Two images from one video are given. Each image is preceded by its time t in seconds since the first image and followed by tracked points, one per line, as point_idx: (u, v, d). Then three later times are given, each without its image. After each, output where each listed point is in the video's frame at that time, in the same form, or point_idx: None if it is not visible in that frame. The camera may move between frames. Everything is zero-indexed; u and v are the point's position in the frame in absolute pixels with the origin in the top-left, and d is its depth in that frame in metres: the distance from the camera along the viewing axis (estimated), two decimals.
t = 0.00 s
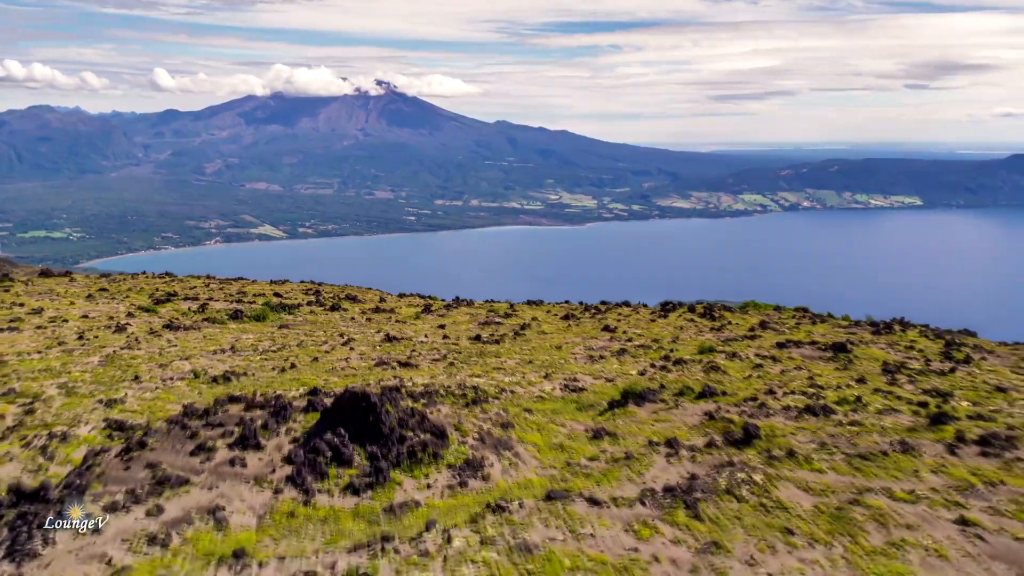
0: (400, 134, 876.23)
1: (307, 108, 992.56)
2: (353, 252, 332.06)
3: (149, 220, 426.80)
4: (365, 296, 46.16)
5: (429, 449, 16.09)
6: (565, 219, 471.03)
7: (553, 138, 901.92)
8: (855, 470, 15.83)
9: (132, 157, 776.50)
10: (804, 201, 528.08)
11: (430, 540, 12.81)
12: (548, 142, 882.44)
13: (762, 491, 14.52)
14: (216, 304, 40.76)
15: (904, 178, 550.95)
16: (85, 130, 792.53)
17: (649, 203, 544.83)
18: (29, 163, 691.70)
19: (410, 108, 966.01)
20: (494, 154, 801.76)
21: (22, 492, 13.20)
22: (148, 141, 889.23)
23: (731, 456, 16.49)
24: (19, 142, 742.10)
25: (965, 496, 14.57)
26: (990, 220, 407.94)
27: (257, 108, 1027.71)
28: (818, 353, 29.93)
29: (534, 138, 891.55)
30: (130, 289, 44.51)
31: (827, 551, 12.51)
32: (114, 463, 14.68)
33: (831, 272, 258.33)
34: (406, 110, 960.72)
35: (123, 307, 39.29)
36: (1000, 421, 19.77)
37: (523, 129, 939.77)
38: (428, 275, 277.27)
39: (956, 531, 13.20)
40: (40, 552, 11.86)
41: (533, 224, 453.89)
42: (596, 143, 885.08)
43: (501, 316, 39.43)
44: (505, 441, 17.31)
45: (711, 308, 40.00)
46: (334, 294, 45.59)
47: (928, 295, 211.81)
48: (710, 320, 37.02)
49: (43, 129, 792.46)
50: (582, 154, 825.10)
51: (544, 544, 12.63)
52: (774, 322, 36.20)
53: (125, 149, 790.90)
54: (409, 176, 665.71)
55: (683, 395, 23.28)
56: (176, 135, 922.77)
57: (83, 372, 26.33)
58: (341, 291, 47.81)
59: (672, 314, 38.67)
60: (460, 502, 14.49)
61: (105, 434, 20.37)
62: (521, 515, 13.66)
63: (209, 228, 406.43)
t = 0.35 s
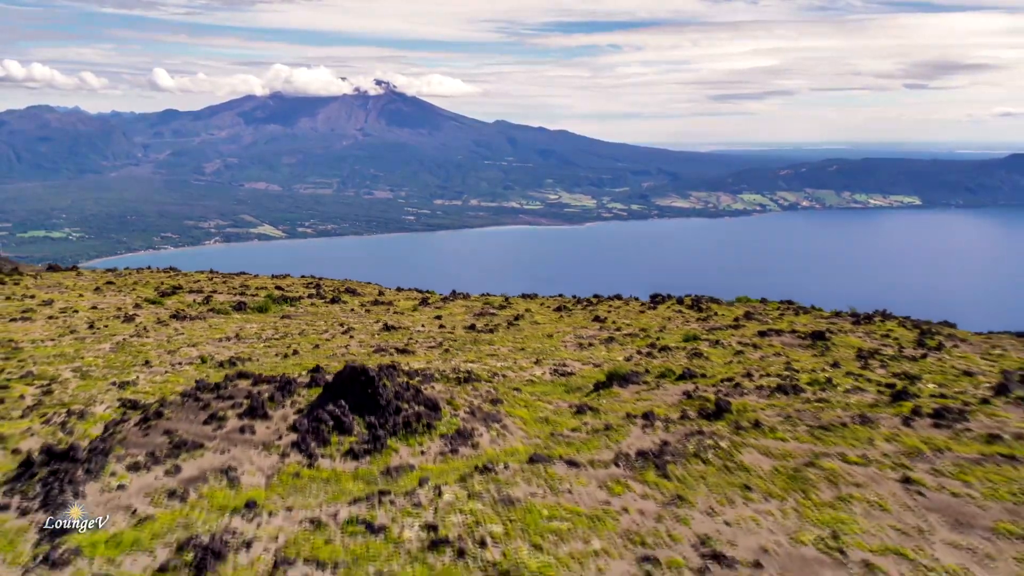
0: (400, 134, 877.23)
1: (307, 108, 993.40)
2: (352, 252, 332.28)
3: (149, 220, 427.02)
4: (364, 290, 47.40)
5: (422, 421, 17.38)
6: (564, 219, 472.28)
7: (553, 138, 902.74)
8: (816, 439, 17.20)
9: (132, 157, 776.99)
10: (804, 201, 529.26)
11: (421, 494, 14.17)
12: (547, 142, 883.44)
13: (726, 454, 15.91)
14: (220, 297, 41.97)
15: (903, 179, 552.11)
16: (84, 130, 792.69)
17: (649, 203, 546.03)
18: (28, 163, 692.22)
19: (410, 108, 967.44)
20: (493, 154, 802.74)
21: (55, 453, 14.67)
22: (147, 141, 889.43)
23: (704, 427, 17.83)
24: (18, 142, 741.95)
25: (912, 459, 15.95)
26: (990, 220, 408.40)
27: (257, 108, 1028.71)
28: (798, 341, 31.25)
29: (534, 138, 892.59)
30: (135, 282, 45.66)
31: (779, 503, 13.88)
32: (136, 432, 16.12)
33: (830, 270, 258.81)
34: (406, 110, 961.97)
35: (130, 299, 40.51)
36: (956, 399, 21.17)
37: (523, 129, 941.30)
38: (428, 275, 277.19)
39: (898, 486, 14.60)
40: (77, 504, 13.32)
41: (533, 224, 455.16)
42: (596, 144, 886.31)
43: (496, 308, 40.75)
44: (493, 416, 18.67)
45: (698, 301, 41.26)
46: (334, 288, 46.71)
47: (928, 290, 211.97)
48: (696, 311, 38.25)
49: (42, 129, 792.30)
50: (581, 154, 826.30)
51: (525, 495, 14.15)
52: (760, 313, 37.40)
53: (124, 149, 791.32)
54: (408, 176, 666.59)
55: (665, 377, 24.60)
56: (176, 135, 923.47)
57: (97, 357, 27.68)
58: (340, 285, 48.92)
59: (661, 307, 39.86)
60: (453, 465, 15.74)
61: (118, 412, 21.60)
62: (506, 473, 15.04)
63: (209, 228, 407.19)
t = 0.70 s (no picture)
0: (400, 134, 878.39)
1: (307, 108, 994.01)
2: (352, 253, 332.32)
3: (148, 220, 427.71)
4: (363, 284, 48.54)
5: (419, 396, 18.72)
6: (564, 218, 473.58)
7: (553, 138, 903.85)
8: (783, 413, 18.57)
9: (131, 157, 777.05)
10: (803, 200, 530.56)
11: (417, 456, 15.54)
12: (547, 142, 884.54)
13: (697, 425, 17.31)
14: (224, 290, 43.34)
15: (902, 178, 553.58)
16: (83, 129, 792.27)
17: (648, 203, 547.27)
18: (28, 163, 692.07)
19: (409, 108, 968.52)
20: (493, 154, 803.70)
21: (81, 421, 16.06)
22: (146, 141, 889.17)
23: (681, 401, 19.20)
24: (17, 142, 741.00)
25: (868, 430, 17.32)
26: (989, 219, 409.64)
27: (257, 108, 1028.80)
28: (779, 331, 32.54)
29: (534, 138, 893.91)
30: (141, 277, 46.83)
31: (743, 465, 15.25)
32: (154, 405, 17.53)
33: (832, 268, 259.10)
34: (406, 110, 963.47)
35: (137, 293, 41.77)
36: (920, 378, 22.53)
37: (523, 129, 942.62)
38: (428, 275, 276.82)
39: (853, 453, 15.96)
40: (104, 466, 14.69)
41: (533, 223, 456.40)
42: (596, 144, 887.66)
43: (492, 300, 42.10)
44: (485, 393, 19.99)
45: (687, 294, 42.46)
46: (334, 282, 47.84)
47: (930, 288, 212.15)
48: (686, 303, 39.46)
49: (41, 128, 792.00)
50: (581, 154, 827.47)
51: (512, 459, 15.54)
52: (747, 305, 38.67)
53: (123, 149, 791.12)
54: (408, 176, 667.55)
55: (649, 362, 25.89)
56: (175, 135, 923.31)
57: (110, 343, 29.04)
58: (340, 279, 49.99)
59: (651, 299, 41.04)
60: (448, 434, 17.06)
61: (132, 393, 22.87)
62: (495, 442, 16.43)
63: (208, 228, 407.77)
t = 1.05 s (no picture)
0: (399, 134, 879.35)
1: (306, 108, 994.99)
2: (351, 253, 331.70)
3: (148, 220, 428.04)
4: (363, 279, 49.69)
5: (415, 375, 20.09)
6: (563, 218, 474.69)
7: (552, 138, 905.32)
8: (755, 390, 19.92)
9: (131, 157, 777.34)
10: (802, 199, 532.08)
11: (412, 427, 16.94)
12: (546, 142, 886.14)
13: (673, 400, 18.67)
14: (229, 283, 44.63)
15: (901, 178, 554.81)
16: (82, 130, 792.22)
17: (648, 203, 548.57)
18: (27, 163, 691.71)
19: (409, 108, 970.42)
20: (492, 154, 804.96)
21: (106, 394, 17.56)
22: (146, 141, 889.41)
23: (659, 380, 20.62)
24: (17, 142, 740.68)
25: (832, 404, 18.68)
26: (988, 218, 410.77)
27: (256, 108, 1030.52)
28: (763, 321, 33.82)
29: (533, 138, 895.30)
30: (148, 271, 48.24)
31: (712, 434, 16.61)
32: (169, 381, 18.92)
33: (835, 267, 258.60)
34: (405, 109, 965.44)
35: (145, 285, 43.07)
36: (889, 361, 23.85)
37: (522, 129, 943.96)
38: (429, 275, 276.58)
39: (815, 423, 17.36)
40: (126, 433, 16.09)
41: (532, 223, 457.61)
42: (595, 144, 888.80)
43: (488, 294, 43.24)
44: (479, 372, 21.38)
45: (677, 287, 43.59)
46: (334, 277, 48.94)
47: (935, 286, 211.57)
48: (674, 296, 40.80)
49: (40, 128, 791.63)
50: (580, 153, 828.75)
51: (501, 428, 16.85)
52: (734, 297, 39.95)
53: (123, 150, 791.41)
54: (408, 176, 668.80)
55: (635, 347, 27.26)
56: (175, 134, 923.76)
57: (122, 332, 30.37)
58: (341, 274, 50.98)
59: (641, 292, 42.27)
60: (442, 408, 18.38)
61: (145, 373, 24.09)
62: (486, 414, 17.82)
63: (207, 228, 408.39)
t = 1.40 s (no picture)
0: (399, 134, 880.39)
1: (305, 108, 996.27)
2: (351, 253, 332.45)
3: (147, 220, 428.85)
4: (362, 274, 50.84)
5: (410, 357, 21.38)
6: (563, 218, 475.91)
7: (551, 138, 906.85)
8: (731, 370, 21.33)
9: (130, 157, 778.10)
10: (801, 199, 533.35)
11: (409, 401, 18.30)
12: (545, 142, 887.86)
13: (653, 378, 20.11)
14: (232, 278, 45.89)
15: (900, 178, 556.00)
16: (81, 130, 792.79)
17: (647, 203, 549.80)
18: (26, 163, 692.09)
19: (408, 108, 972.21)
20: (492, 154, 806.44)
21: (125, 372, 18.98)
22: (145, 141, 890.22)
23: (642, 361, 22.08)
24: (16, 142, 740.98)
25: (802, 382, 20.03)
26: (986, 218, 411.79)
27: (256, 108, 1032.14)
28: (748, 311, 35.02)
29: (532, 138, 896.96)
30: (153, 267, 49.48)
31: (686, 408, 17.99)
32: (183, 362, 20.35)
33: (835, 267, 259.35)
34: (404, 109, 967.10)
35: (151, 280, 44.33)
36: (862, 346, 25.12)
37: (521, 129, 945.63)
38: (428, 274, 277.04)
39: (784, 399, 18.65)
40: (144, 406, 17.43)
41: (531, 222, 458.80)
42: (594, 144, 890.27)
43: (484, 287, 44.46)
44: (471, 355, 22.75)
45: (668, 281, 44.81)
46: (335, 272, 50.11)
47: (935, 284, 211.97)
48: (664, 289, 42.08)
49: (40, 129, 792.05)
50: (579, 154, 830.38)
51: (492, 402, 18.24)
52: (721, 291, 41.18)
53: (122, 150, 791.87)
54: (407, 176, 670.15)
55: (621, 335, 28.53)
56: (174, 134, 924.41)
57: (132, 321, 31.62)
58: (340, 269, 52.09)
59: (633, 286, 43.47)
60: (437, 386, 19.69)
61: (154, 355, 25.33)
62: (478, 390, 19.18)
63: (207, 228, 409.31)
